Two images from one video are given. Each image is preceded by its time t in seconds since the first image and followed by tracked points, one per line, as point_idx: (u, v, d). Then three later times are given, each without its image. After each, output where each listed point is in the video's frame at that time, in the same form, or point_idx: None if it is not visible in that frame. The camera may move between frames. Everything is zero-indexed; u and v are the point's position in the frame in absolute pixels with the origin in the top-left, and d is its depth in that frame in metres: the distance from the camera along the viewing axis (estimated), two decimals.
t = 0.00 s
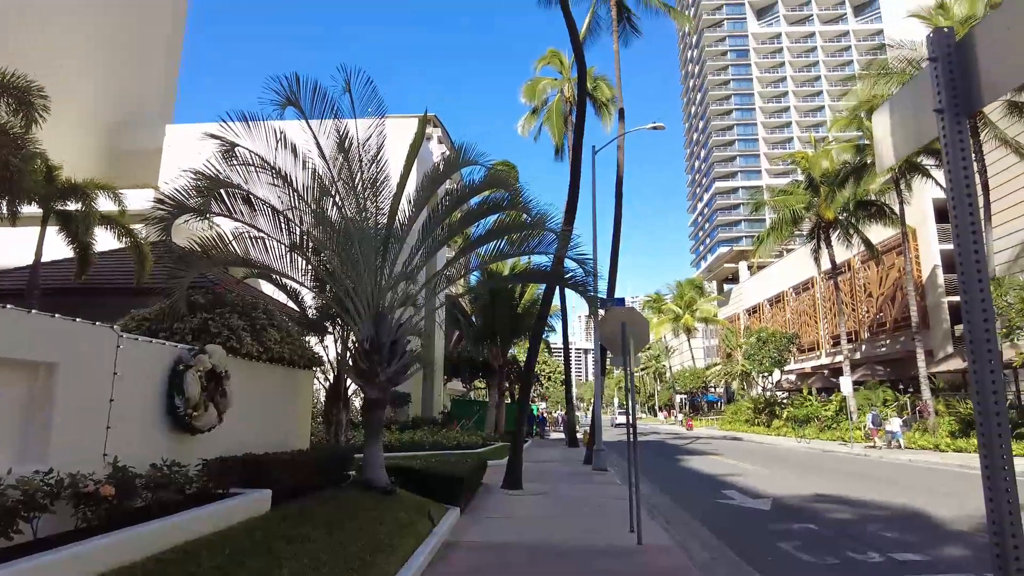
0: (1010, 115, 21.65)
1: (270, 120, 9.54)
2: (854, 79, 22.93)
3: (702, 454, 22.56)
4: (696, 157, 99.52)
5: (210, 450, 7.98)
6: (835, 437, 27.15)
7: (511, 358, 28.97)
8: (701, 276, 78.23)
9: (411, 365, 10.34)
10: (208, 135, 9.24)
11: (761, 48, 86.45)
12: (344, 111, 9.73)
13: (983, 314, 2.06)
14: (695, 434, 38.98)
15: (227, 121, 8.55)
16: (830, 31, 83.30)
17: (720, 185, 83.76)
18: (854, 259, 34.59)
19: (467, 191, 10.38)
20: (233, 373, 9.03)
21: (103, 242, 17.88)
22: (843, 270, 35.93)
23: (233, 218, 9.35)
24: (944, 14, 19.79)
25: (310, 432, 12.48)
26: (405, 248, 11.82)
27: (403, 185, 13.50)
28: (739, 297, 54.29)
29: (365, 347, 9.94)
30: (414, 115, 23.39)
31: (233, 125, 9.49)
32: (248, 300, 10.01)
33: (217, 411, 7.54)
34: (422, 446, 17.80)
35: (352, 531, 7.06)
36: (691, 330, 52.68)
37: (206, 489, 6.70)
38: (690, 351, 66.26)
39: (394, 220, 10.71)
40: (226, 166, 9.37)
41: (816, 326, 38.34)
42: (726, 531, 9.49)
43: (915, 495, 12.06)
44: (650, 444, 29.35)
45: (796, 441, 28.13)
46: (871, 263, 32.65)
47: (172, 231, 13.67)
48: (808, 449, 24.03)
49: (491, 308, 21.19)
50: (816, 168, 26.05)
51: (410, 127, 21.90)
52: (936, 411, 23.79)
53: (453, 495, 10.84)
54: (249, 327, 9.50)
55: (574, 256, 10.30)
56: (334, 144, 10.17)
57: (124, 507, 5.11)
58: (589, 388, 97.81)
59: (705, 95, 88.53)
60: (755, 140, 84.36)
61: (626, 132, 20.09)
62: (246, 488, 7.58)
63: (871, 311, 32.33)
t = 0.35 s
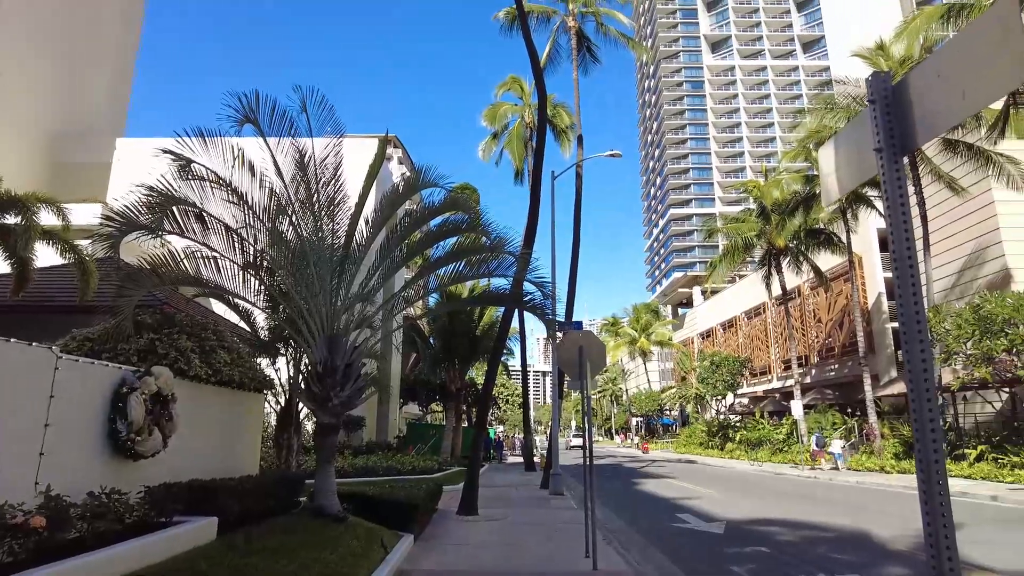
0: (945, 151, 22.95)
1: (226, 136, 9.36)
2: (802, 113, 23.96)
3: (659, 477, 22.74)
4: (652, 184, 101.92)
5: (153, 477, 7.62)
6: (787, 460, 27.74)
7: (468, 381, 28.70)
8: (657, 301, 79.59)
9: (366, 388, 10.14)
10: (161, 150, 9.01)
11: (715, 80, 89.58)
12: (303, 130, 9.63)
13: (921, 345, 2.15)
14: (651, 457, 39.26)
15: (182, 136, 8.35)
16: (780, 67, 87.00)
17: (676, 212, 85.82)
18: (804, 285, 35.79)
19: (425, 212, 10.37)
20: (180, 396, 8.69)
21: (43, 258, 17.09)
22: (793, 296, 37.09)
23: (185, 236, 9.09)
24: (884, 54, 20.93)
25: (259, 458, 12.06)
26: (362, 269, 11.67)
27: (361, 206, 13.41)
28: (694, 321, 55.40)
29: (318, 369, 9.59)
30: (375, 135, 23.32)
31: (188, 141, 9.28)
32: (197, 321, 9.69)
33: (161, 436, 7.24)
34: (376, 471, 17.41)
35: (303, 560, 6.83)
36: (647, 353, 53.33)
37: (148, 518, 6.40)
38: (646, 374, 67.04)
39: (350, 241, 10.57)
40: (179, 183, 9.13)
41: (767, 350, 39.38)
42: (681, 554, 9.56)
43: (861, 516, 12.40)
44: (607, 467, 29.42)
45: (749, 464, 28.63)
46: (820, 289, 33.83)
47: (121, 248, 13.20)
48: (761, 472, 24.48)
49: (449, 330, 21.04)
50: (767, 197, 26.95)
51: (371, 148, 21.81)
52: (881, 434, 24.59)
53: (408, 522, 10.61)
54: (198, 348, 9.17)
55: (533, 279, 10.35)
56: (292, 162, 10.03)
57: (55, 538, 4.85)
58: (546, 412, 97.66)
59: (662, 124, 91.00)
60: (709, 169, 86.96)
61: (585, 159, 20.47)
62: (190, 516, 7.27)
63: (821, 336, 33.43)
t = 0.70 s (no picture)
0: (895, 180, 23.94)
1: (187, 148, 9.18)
2: (761, 140, 24.71)
3: (620, 497, 22.78)
4: (616, 206, 103.45)
5: (99, 499, 7.30)
6: (746, 480, 28.10)
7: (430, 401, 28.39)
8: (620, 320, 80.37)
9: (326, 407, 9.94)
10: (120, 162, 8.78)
11: (677, 106, 91.87)
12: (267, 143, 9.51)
13: (873, 370, 2.24)
14: (612, 477, 39.33)
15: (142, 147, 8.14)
16: (739, 95, 89.88)
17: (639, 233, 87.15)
18: (762, 307, 36.63)
19: (390, 229, 10.30)
20: (131, 414, 8.38)
21: None
22: (751, 317, 37.94)
23: (142, 249, 8.83)
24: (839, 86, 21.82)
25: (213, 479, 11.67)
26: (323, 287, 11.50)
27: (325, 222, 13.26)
28: (655, 341, 56.10)
29: (276, 388, 9.22)
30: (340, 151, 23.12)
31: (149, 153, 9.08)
32: (151, 336, 9.40)
33: (110, 457, 6.96)
34: (335, 492, 17.02)
35: None
36: (610, 373, 53.62)
37: (92, 543, 6.12)
38: (609, 394, 67.36)
39: (312, 256, 10.40)
40: (138, 195, 8.91)
41: (727, 371, 40.08)
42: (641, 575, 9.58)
43: (816, 535, 12.67)
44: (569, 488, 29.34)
45: (710, 484, 28.91)
46: (777, 312, 34.69)
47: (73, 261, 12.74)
48: (720, 492, 24.74)
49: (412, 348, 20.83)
50: (727, 221, 27.58)
51: (336, 163, 21.66)
52: (836, 454, 25.15)
53: (367, 544, 10.37)
54: (152, 365, 8.88)
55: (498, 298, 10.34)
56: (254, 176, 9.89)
57: None
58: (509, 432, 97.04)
59: (626, 147, 92.68)
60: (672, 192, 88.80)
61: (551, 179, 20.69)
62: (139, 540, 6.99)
63: (778, 358, 34.20)
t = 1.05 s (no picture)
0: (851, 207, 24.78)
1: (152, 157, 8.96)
2: (724, 165, 25.33)
3: (584, 517, 22.74)
4: (583, 226, 104.52)
5: (43, 522, 6.96)
6: (708, 501, 28.33)
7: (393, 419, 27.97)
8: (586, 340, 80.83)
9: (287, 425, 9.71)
10: (80, 171, 8.52)
11: (644, 129, 93.74)
12: (235, 155, 9.36)
13: (831, 392, 2.31)
14: (577, 497, 39.24)
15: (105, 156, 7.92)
16: (704, 121, 92.30)
17: (606, 253, 88.09)
18: (724, 328, 37.32)
19: (356, 246, 10.21)
20: (81, 432, 8.05)
21: None
22: (714, 338, 38.60)
23: (99, 261, 8.56)
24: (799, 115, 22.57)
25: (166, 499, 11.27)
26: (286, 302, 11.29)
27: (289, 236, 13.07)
28: (620, 361, 56.53)
29: (235, 405, 9.00)
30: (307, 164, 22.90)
31: (110, 162, 8.84)
32: (105, 350, 9.09)
33: (57, 476, 6.66)
34: (293, 513, 16.57)
35: None
36: (575, 392, 53.68)
37: (34, 567, 5.83)
38: (574, 413, 67.44)
39: (276, 271, 10.22)
40: (96, 205, 8.64)
41: (690, 391, 40.59)
42: None
43: (776, 555, 12.83)
44: (532, 508, 29.14)
45: (672, 504, 29.03)
46: (739, 333, 35.38)
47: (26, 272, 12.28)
48: (683, 512, 24.86)
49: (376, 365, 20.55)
50: (691, 243, 28.08)
51: (302, 177, 21.42)
52: (796, 474, 25.57)
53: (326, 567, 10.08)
54: (106, 381, 8.56)
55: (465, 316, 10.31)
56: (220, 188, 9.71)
57: None
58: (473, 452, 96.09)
59: (593, 168, 93.96)
60: (637, 214, 90.20)
61: (519, 198, 20.84)
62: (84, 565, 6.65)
63: (740, 378, 34.79)
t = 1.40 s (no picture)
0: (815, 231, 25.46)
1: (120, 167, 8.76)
2: (692, 188, 25.82)
3: (551, 539, 22.58)
4: (553, 246, 105.20)
5: None
6: (675, 521, 28.38)
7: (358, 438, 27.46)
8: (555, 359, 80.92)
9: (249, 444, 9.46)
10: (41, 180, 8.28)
11: (614, 152, 95.21)
12: (205, 168, 9.23)
13: (796, 415, 2.34)
14: (544, 518, 38.94)
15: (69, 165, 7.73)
16: (673, 145, 94.27)
17: (576, 273, 88.67)
18: (691, 349, 37.79)
19: (324, 262, 10.07)
20: (31, 451, 7.71)
21: None
22: (681, 358, 39.04)
23: (57, 273, 8.28)
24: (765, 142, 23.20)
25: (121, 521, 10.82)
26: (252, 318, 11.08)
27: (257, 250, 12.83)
28: (588, 380, 56.71)
29: (197, 423, 8.71)
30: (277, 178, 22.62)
31: (74, 172, 8.62)
32: (60, 366, 8.77)
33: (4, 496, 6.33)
34: (253, 535, 16.06)
35: None
36: (543, 412, 53.51)
37: None
38: (542, 433, 67.19)
39: (242, 286, 10.01)
40: (57, 216, 8.39)
41: (657, 411, 40.86)
42: None
43: None
44: (499, 529, 28.81)
45: (639, 525, 29.00)
46: (706, 353, 35.85)
47: None
48: (650, 533, 24.83)
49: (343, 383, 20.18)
50: (660, 264, 28.44)
51: (271, 192, 21.12)
52: (761, 495, 25.82)
53: None
54: (60, 397, 8.25)
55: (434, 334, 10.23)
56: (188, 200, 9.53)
57: None
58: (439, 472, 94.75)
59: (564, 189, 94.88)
60: (607, 234, 91.20)
61: (491, 217, 20.90)
62: None
63: (706, 399, 35.19)
